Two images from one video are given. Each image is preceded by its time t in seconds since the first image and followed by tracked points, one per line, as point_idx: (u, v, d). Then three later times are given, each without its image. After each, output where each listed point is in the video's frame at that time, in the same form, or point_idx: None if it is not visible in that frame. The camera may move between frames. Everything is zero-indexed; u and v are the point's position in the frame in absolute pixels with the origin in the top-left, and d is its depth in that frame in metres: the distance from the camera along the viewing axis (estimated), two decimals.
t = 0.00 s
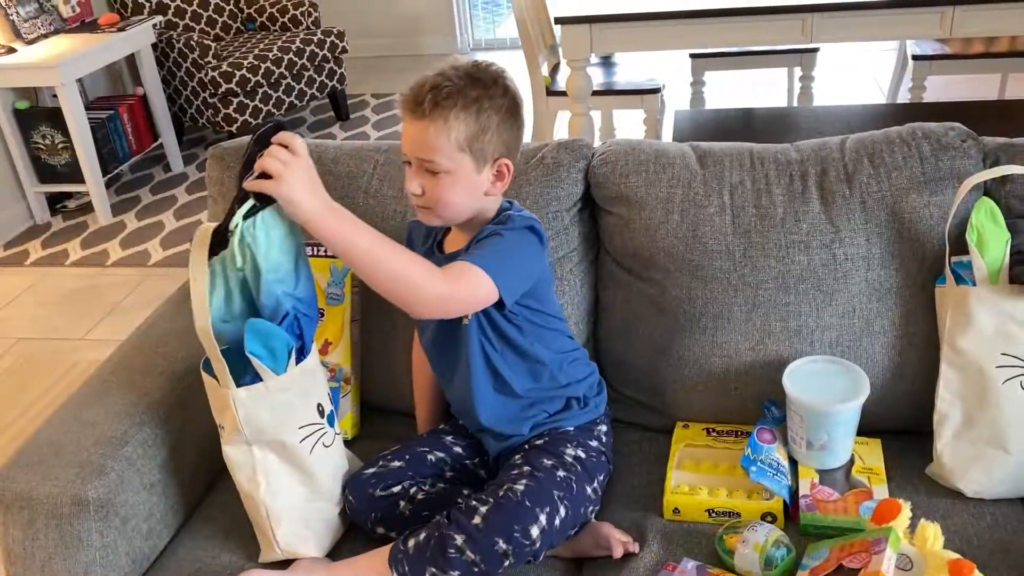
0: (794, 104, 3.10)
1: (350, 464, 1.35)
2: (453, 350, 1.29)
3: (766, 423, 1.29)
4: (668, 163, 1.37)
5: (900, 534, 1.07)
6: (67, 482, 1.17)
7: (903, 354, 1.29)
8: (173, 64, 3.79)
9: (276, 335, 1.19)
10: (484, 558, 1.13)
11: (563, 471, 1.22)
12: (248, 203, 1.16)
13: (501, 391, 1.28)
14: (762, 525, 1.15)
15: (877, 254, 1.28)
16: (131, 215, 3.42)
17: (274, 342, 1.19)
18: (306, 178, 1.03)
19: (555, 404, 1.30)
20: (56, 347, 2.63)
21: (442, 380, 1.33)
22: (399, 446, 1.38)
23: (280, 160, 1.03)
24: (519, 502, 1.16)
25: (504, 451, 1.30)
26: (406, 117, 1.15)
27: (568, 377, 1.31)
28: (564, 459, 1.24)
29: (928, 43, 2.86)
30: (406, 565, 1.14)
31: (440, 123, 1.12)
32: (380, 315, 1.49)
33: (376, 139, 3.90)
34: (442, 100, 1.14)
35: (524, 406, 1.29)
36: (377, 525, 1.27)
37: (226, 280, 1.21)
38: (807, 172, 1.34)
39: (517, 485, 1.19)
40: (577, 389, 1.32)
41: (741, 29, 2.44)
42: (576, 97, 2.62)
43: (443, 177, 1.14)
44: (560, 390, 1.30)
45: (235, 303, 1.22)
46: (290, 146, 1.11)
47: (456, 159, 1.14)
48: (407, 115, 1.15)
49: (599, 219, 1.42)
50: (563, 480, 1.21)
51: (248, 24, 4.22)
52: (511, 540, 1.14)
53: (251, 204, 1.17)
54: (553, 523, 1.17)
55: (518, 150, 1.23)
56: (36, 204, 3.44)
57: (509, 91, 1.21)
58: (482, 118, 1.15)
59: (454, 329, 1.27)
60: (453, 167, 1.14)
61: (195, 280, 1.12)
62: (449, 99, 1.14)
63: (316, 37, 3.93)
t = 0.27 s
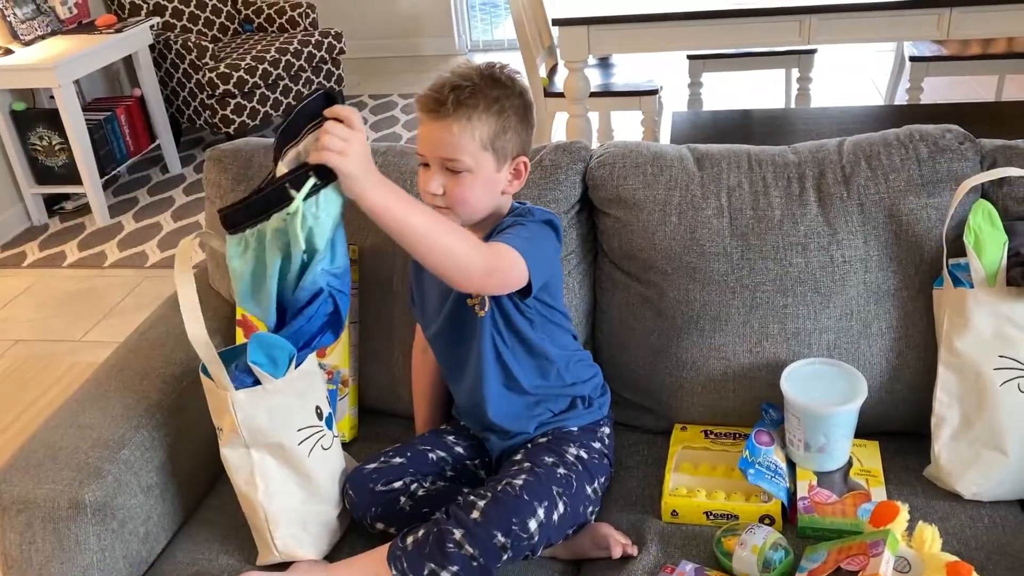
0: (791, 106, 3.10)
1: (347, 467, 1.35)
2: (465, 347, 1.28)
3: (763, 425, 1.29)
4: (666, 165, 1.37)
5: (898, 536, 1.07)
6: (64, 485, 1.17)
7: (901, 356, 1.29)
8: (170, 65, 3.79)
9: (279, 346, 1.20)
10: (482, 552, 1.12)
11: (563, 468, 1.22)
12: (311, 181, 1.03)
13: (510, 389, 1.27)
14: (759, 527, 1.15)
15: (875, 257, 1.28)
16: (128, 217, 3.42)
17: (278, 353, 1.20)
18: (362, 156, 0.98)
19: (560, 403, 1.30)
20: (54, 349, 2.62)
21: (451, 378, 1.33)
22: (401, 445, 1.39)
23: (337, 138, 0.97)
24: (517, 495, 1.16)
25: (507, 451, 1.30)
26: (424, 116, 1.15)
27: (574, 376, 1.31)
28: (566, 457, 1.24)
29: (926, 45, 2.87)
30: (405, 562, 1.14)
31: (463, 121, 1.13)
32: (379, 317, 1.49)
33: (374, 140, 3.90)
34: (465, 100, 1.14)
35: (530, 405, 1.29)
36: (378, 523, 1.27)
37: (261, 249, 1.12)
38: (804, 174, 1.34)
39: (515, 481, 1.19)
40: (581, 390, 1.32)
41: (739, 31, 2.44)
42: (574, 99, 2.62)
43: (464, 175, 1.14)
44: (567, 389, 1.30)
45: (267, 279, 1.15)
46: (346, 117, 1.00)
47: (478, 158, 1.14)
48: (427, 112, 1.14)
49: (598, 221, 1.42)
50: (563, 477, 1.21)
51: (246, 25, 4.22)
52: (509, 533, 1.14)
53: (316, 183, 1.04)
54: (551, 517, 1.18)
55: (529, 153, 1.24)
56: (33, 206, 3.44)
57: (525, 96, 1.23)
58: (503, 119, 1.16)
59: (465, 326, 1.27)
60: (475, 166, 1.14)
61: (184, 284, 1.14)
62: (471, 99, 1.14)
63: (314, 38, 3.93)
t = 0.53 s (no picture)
0: (789, 107, 3.10)
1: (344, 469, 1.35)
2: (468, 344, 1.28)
3: (763, 427, 1.29)
4: (666, 167, 1.37)
5: (898, 538, 1.07)
6: (62, 489, 1.16)
7: (901, 358, 1.29)
8: (168, 66, 3.78)
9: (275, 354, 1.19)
10: (481, 553, 1.12)
11: (563, 470, 1.22)
12: (356, 161, 0.94)
13: (512, 387, 1.27)
14: (759, 529, 1.15)
15: (874, 258, 1.28)
16: (125, 218, 3.41)
17: (274, 360, 1.20)
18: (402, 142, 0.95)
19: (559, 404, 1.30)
20: (51, 351, 2.61)
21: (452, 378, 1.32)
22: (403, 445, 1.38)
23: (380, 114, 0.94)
24: (516, 495, 1.16)
25: (507, 452, 1.29)
26: (429, 115, 1.15)
27: (575, 376, 1.31)
28: (565, 458, 1.24)
29: (924, 46, 2.87)
30: (403, 564, 1.14)
31: (471, 120, 1.13)
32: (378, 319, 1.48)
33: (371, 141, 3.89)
34: (472, 99, 1.14)
35: (530, 405, 1.28)
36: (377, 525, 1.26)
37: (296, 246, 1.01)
38: (804, 175, 1.34)
39: (514, 481, 1.19)
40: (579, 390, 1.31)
41: (736, 32, 2.44)
42: (572, 99, 2.62)
43: (472, 175, 1.14)
44: (568, 389, 1.30)
45: (302, 274, 1.05)
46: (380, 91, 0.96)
47: (487, 155, 1.14)
48: (433, 111, 1.14)
49: (597, 223, 1.42)
50: (562, 478, 1.21)
51: (243, 26, 4.22)
52: (508, 534, 1.13)
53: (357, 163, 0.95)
54: (550, 518, 1.17)
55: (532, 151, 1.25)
56: (30, 207, 3.43)
57: (525, 92, 1.23)
58: (509, 116, 1.17)
59: (468, 324, 1.27)
60: (483, 165, 1.14)
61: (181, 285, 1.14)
62: (478, 98, 1.15)
63: (311, 39, 3.92)
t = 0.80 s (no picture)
0: (787, 108, 3.10)
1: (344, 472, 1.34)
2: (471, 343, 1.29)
3: (764, 428, 1.29)
4: (666, 167, 1.37)
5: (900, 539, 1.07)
6: (61, 490, 1.16)
7: (901, 358, 1.29)
8: (165, 66, 3.78)
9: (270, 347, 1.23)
10: (480, 550, 1.12)
11: (561, 467, 1.22)
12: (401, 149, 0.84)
13: (513, 386, 1.27)
14: (761, 530, 1.15)
15: (875, 259, 1.28)
16: (123, 219, 3.40)
17: (269, 355, 1.22)
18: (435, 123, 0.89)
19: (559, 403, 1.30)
20: (49, 353, 2.61)
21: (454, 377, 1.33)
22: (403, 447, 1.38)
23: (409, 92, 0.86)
24: (515, 492, 1.16)
25: (506, 452, 1.29)
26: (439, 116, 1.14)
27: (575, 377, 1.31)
28: (564, 456, 1.24)
29: (922, 46, 2.88)
30: (403, 562, 1.14)
31: (483, 120, 1.13)
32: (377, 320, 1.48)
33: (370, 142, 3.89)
34: (484, 99, 1.14)
35: (530, 405, 1.28)
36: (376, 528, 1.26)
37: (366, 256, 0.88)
38: (804, 175, 1.34)
39: (513, 477, 1.19)
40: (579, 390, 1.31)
41: (735, 33, 2.44)
42: (571, 100, 2.61)
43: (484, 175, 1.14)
44: (568, 389, 1.30)
45: (371, 278, 0.92)
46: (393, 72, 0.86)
47: (500, 156, 1.14)
48: (444, 112, 1.14)
49: (597, 224, 1.41)
50: (560, 475, 1.21)
51: (241, 27, 4.22)
52: (508, 529, 1.14)
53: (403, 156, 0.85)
54: (550, 513, 1.17)
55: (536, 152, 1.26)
56: (27, 208, 3.42)
57: (530, 92, 1.24)
58: (519, 117, 1.17)
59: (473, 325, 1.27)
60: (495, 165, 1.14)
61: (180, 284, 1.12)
62: (490, 98, 1.14)
63: (309, 39, 3.92)
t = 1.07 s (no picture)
0: (785, 109, 3.10)
1: (343, 473, 1.34)
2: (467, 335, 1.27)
3: (764, 430, 1.29)
4: (667, 168, 1.37)
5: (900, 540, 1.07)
6: (60, 492, 1.16)
7: (901, 359, 1.29)
8: (163, 67, 3.77)
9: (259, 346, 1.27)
10: (481, 549, 1.13)
11: (561, 467, 1.22)
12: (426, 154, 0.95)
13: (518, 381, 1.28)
14: (761, 532, 1.15)
15: (876, 260, 1.28)
16: (121, 220, 3.39)
17: (259, 353, 1.26)
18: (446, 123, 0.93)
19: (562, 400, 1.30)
20: (46, 354, 2.60)
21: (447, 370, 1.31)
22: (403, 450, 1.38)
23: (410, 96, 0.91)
24: (515, 490, 1.17)
25: (508, 452, 1.29)
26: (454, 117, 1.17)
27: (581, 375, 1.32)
28: (565, 456, 1.24)
29: (920, 48, 2.88)
30: (403, 562, 1.13)
31: (498, 123, 1.17)
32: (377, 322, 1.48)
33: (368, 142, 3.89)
34: (502, 101, 1.18)
35: (534, 404, 1.28)
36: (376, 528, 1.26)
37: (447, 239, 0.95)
38: (804, 177, 1.34)
39: (513, 476, 1.20)
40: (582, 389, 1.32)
41: (734, 34, 2.44)
42: (569, 101, 2.61)
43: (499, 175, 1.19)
44: (573, 387, 1.31)
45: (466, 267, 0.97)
46: (398, 75, 0.92)
47: (516, 157, 1.18)
48: (462, 113, 1.17)
49: (597, 225, 1.41)
50: (559, 474, 1.21)
51: (239, 27, 4.22)
52: (507, 528, 1.14)
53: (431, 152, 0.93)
54: (549, 512, 1.18)
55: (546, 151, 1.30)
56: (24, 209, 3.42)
57: (540, 88, 1.26)
58: (534, 118, 1.21)
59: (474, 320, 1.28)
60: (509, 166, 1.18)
61: (168, 288, 1.13)
62: (507, 100, 1.18)
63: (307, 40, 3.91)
